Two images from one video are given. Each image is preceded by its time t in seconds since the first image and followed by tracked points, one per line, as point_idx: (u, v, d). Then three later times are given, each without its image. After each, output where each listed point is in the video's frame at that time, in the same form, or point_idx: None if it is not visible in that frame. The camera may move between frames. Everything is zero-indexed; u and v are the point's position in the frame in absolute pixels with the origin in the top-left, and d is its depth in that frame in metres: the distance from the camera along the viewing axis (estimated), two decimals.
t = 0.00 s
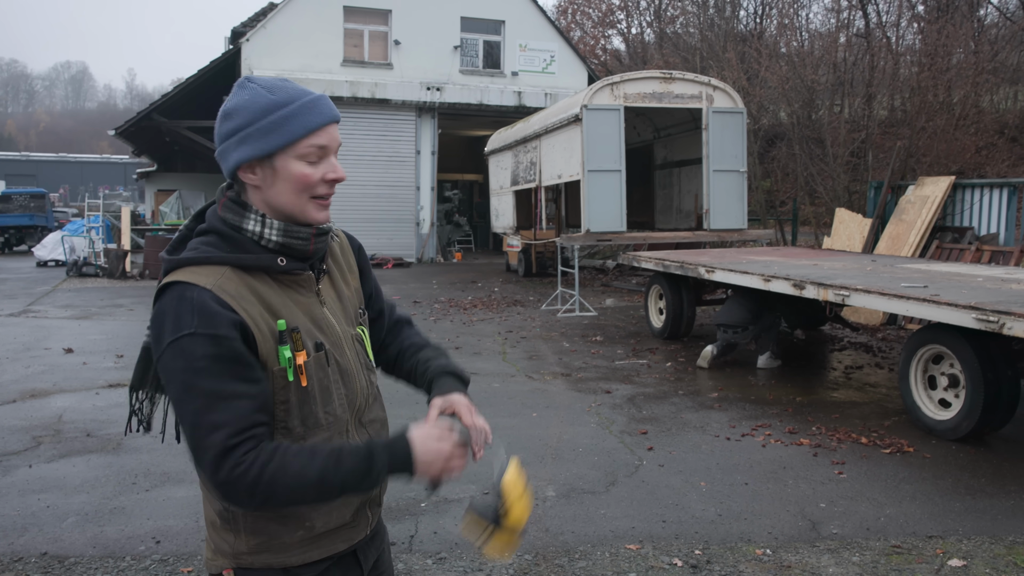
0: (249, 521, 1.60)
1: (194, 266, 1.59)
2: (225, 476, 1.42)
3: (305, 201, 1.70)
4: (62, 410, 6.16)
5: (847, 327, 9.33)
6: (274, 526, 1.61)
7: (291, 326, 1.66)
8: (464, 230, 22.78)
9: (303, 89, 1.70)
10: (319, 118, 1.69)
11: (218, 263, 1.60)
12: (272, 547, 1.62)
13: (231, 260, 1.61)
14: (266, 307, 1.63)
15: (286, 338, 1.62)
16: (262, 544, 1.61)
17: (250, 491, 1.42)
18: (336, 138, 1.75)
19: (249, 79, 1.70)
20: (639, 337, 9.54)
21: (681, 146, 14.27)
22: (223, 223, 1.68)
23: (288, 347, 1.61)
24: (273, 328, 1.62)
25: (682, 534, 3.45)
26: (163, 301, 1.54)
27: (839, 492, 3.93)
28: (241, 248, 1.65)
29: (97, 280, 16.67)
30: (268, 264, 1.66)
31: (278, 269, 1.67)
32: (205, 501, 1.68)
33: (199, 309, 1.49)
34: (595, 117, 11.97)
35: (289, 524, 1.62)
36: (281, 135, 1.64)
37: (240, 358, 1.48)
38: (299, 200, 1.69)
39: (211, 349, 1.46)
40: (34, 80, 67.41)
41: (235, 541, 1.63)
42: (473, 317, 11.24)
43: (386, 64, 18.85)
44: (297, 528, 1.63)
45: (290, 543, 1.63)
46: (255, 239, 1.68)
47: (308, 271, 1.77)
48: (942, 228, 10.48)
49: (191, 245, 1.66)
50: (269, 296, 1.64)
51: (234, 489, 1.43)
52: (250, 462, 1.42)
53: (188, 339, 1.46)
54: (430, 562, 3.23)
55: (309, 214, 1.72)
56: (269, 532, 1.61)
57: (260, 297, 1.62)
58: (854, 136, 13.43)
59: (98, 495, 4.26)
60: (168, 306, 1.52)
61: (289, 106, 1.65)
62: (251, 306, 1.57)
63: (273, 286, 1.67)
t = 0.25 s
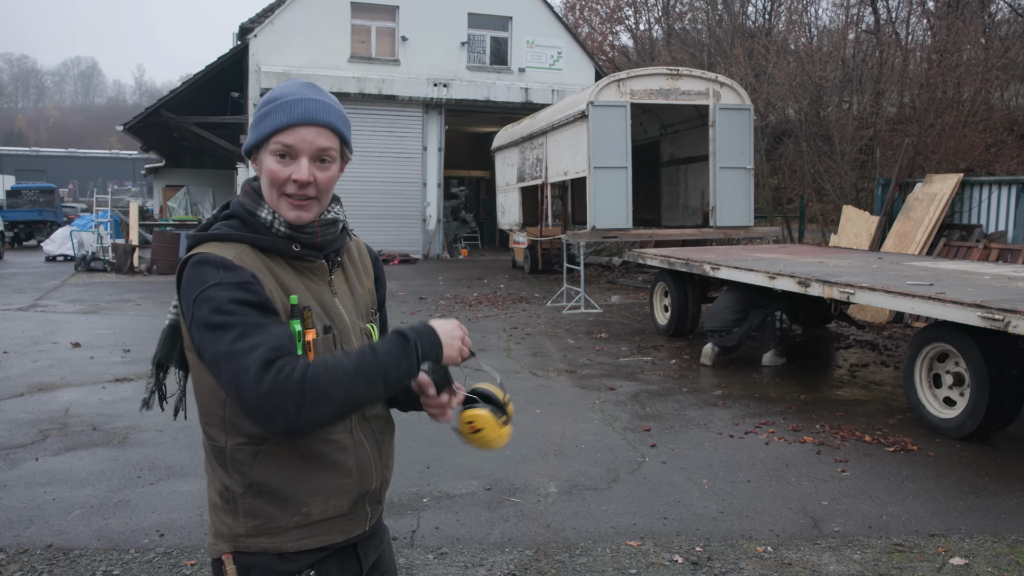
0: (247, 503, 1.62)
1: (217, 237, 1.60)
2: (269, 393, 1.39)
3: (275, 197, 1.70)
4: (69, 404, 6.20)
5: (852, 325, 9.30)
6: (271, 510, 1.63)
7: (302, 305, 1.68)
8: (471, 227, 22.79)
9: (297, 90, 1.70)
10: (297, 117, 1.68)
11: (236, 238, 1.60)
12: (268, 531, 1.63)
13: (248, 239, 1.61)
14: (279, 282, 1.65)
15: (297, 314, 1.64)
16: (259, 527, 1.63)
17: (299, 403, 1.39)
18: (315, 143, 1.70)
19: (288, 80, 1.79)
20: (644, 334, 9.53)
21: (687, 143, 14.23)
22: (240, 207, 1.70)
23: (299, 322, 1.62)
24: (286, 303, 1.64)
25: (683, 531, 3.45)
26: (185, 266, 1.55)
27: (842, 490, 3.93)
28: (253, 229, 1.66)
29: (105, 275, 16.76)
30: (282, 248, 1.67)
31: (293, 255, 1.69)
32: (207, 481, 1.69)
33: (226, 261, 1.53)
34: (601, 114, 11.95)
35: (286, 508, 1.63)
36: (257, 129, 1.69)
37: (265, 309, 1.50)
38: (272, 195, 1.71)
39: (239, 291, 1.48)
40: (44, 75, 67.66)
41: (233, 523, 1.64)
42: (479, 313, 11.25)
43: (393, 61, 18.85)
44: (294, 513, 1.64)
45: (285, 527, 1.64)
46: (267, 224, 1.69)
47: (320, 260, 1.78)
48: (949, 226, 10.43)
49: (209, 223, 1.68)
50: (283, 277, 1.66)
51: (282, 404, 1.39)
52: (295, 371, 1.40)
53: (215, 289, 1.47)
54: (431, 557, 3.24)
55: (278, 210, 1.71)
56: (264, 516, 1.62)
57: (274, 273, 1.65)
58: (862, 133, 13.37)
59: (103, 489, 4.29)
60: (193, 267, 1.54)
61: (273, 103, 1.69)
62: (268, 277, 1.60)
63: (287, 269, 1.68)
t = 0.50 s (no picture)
0: (289, 485, 1.71)
1: (259, 231, 1.67)
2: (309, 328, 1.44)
3: (307, 200, 1.74)
4: (73, 403, 6.22)
5: (856, 322, 9.27)
6: (311, 490, 1.72)
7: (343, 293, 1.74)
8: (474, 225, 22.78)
9: (318, 98, 1.75)
10: (322, 123, 1.73)
11: (276, 231, 1.68)
12: (308, 509, 1.72)
13: (288, 234, 1.68)
14: (319, 270, 1.71)
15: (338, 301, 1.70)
16: (299, 506, 1.72)
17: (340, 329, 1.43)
18: (341, 147, 1.75)
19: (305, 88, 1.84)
20: (648, 331, 9.53)
21: (690, 140, 14.20)
22: (274, 208, 1.73)
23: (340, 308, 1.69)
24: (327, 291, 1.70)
25: (685, 527, 3.45)
26: (232, 257, 1.63)
27: (844, 486, 3.93)
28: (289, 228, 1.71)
29: (110, 275, 16.82)
30: (319, 244, 1.72)
31: (328, 249, 1.73)
32: (246, 466, 1.77)
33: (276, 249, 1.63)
34: (603, 111, 11.94)
35: (324, 487, 1.72)
36: (285, 137, 1.75)
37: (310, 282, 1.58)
38: (303, 197, 1.75)
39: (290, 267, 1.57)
40: (48, 76, 67.79)
41: (273, 503, 1.72)
42: (482, 312, 11.25)
43: (396, 60, 18.86)
44: (332, 493, 1.73)
45: (324, 506, 1.73)
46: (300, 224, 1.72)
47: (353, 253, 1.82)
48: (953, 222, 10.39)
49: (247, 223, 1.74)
50: (323, 268, 1.72)
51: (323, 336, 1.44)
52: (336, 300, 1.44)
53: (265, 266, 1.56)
54: (433, 554, 3.25)
55: (311, 211, 1.74)
56: (306, 495, 1.71)
57: (314, 262, 1.70)
58: (866, 130, 13.31)
59: (107, 488, 4.31)
60: (239, 255, 1.63)
61: (299, 112, 1.75)
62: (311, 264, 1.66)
63: (325, 261, 1.74)
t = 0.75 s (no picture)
0: (329, 476, 1.75)
1: (298, 237, 1.69)
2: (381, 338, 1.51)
3: (341, 206, 1.76)
4: (74, 402, 6.23)
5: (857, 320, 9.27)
6: (348, 479, 1.76)
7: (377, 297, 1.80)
8: (474, 224, 22.77)
9: (355, 110, 1.77)
10: (361, 134, 1.75)
11: (316, 236, 1.71)
12: (345, 497, 1.77)
13: (328, 237, 1.73)
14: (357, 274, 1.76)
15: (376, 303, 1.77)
16: (336, 494, 1.76)
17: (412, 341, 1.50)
18: (379, 157, 1.78)
19: (330, 94, 1.84)
20: (648, 329, 9.52)
21: (691, 138, 14.19)
22: (303, 214, 1.75)
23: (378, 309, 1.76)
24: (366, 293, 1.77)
25: (684, 526, 3.46)
26: (279, 264, 1.65)
27: (844, 484, 3.93)
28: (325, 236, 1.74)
29: (110, 275, 16.83)
30: (352, 246, 1.78)
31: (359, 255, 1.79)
32: (276, 459, 1.79)
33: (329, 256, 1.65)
34: (604, 110, 11.94)
35: (359, 475, 1.77)
36: (322, 145, 1.75)
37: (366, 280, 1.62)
38: (337, 204, 1.76)
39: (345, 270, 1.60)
40: (50, 75, 67.76)
41: (310, 492, 1.75)
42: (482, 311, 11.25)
43: (396, 58, 18.85)
44: (368, 481, 1.78)
45: (359, 493, 1.78)
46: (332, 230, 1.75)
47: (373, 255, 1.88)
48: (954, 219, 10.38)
49: (279, 229, 1.75)
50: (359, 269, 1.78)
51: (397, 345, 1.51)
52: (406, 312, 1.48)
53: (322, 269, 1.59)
54: (433, 553, 3.25)
55: (346, 219, 1.77)
56: (344, 484, 1.76)
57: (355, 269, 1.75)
58: (866, 128, 13.28)
59: (108, 487, 4.32)
60: (287, 259, 1.64)
61: (336, 122, 1.75)
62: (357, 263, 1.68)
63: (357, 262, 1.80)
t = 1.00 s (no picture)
0: (324, 479, 1.75)
1: (300, 236, 1.68)
2: (384, 337, 1.50)
3: (344, 205, 1.76)
4: (69, 403, 6.21)
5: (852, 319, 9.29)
6: (342, 483, 1.76)
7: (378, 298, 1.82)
8: (471, 224, 22.75)
9: (358, 108, 1.76)
10: (367, 134, 1.75)
11: (317, 237, 1.70)
12: (339, 501, 1.77)
13: (329, 240, 1.71)
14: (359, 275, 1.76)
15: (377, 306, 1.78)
16: (331, 498, 1.75)
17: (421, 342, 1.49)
18: (383, 156, 1.78)
19: (334, 93, 1.84)
20: (644, 329, 9.53)
21: (686, 138, 14.19)
22: (305, 214, 1.74)
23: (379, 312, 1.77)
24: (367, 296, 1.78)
25: (679, 525, 3.46)
26: (279, 261, 1.64)
27: (838, 483, 3.94)
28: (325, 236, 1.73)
29: (106, 275, 16.78)
30: (352, 249, 1.77)
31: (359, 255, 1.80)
32: (270, 463, 1.78)
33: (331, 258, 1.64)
34: (600, 110, 11.94)
35: (354, 479, 1.77)
36: (327, 144, 1.74)
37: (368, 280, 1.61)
38: (339, 202, 1.76)
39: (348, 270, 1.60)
40: (44, 75, 67.35)
41: (305, 497, 1.75)
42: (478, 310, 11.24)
43: (392, 58, 18.83)
44: (362, 484, 1.78)
45: (353, 496, 1.78)
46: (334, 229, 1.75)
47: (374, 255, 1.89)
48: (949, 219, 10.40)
49: (278, 229, 1.73)
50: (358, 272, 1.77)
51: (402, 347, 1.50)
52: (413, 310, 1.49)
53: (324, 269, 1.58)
54: (428, 552, 3.25)
55: (348, 217, 1.77)
56: (338, 488, 1.76)
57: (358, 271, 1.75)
58: (861, 127, 13.29)
59: (102, 487, 4.30)
60: (287, 257, 1.64)
61: (342, 120, 1.75)
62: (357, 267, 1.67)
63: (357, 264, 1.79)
